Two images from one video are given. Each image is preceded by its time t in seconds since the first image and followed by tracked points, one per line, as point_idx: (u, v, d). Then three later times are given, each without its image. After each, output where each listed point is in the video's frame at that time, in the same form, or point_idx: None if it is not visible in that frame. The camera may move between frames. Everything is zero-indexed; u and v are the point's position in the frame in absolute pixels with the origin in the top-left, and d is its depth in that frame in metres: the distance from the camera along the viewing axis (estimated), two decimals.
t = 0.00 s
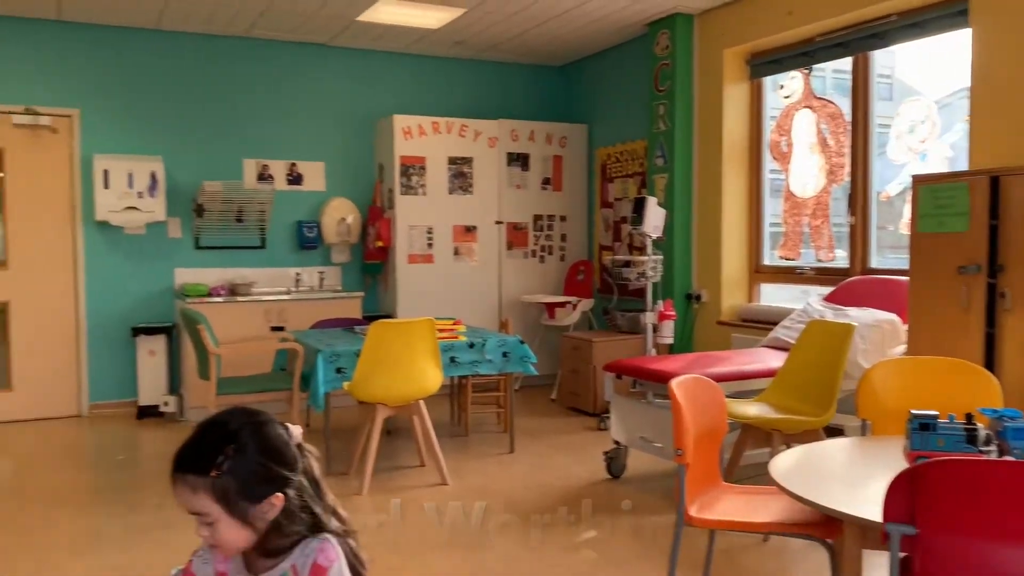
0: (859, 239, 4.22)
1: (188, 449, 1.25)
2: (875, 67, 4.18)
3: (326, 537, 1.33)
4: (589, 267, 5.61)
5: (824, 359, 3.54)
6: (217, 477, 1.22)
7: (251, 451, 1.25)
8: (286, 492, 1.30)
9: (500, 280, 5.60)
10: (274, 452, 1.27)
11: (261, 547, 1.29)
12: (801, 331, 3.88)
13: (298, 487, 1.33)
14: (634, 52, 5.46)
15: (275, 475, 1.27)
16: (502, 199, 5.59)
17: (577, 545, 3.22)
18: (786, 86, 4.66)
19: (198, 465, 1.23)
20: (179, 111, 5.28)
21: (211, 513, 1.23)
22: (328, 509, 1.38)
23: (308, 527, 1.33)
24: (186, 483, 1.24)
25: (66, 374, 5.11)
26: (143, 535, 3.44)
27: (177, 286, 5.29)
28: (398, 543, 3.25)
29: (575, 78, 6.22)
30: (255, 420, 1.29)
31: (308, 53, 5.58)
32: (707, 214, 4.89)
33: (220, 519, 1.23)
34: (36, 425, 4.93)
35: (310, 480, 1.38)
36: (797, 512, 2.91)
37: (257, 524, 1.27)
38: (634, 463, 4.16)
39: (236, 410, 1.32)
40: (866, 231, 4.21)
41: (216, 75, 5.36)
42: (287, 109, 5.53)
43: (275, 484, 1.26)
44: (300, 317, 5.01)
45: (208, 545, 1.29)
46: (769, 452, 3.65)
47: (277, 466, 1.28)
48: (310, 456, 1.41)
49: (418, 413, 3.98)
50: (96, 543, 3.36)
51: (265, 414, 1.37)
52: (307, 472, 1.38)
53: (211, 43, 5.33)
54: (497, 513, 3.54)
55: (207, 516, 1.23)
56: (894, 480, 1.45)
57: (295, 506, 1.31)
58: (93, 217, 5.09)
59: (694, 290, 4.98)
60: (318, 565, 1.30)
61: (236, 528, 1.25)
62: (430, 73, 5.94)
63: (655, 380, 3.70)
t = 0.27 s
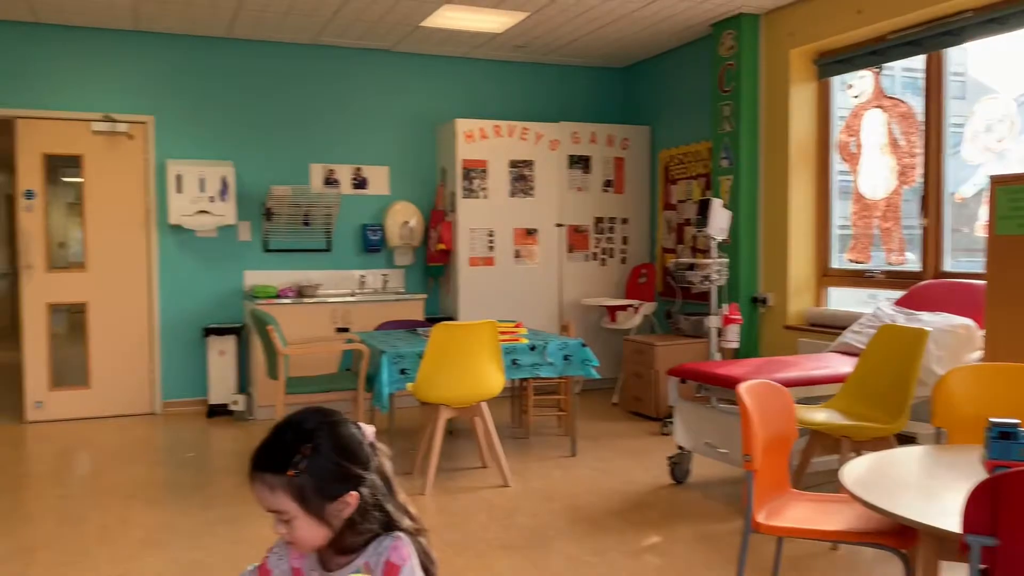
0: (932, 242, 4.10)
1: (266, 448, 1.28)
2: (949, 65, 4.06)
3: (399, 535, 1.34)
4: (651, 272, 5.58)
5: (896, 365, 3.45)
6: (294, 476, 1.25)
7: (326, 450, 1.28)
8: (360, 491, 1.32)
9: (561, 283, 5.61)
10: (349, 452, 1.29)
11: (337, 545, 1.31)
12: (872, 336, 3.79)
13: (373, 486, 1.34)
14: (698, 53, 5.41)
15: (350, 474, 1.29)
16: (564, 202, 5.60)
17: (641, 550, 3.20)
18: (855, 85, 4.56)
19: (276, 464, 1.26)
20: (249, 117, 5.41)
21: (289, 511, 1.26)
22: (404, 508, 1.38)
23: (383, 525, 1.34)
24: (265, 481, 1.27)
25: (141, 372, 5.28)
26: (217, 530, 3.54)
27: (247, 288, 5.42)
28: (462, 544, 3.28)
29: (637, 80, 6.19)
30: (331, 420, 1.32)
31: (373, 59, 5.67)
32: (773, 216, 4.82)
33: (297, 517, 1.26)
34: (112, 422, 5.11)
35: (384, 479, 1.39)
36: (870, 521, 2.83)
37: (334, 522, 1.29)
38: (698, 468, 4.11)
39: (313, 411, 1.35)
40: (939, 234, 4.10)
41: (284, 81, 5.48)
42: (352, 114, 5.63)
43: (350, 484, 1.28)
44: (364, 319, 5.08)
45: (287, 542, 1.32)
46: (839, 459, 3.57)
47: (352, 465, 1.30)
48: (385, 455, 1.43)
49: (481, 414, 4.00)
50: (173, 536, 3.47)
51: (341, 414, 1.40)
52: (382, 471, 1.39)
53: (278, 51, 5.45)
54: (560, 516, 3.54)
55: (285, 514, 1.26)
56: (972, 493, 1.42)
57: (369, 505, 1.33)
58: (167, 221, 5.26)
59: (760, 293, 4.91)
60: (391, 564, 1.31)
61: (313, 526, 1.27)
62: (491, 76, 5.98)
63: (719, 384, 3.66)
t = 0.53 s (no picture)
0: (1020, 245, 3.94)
1: (346, 444, 1.30)
2: None
3: (476, 533, 1.36)
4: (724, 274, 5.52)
5: (981, 371, 3.33)
6: (375, 472, 1.27)
7: (405, 447, 1.30)
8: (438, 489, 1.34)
9: (631, 285, 5.58)
10: (427, 449, 1.32)
11: (415, 542, 1.33)
12: (956, 341, 3.66)
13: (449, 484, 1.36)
14: (772, 52, 5.32)
15: (429, 471, 1.31)
16: (634, 204, 5.57)
17: (713, 556, 3.15)
18: (938, 83, 4.42)
19: (357, 460, 1.28)
20: (325, 121, 5.54)
21: (369, 507, 1.28)
22: (477, 507, 1.40)
23: (459, 523, 1.36)
24: (344, 477, 1.29)
25: (220, 370, 5.45)
26: (293, 525, 3.63)
27: (321, 289, 5.55)
28: (532, 545, 3.29)
29: (710, 80, 6.11)
30: (409, 418, 1.34)
31: (445, 62, 5.74)
32: (850, 217, 4.71)
33: (377, 513, 1.28)
34: (193, 418, 5.29)
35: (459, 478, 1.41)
36: (955, 533, 2.74)
37: (412, 519, 1.31)
38: (771, 475, 4.04)
39: (390, 408, 1.37)
40: None
41: (359, 86, 5.59)
42: (423, 117, 5.71)
43: (429, 480, 1.30)
44: (434, 320, 5.15)
45: (364, 538, 1.33)
46: (921, 469, 3.46)
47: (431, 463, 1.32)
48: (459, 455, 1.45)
49: (550, 416, 4.00)
50: (251, 530, 3.57)
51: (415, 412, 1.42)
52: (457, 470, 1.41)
53: (352, 56, 5.57)
54: (631, 520, 3.52)
55: (365, 510, 1.28)
56: None
57: (446, 503, 1.35)
58: (245, 224, 5.42)
59: (837, 297, 4.80)
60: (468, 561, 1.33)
61: (392, 522, 1.29)
62: (561, 79, 5.99)
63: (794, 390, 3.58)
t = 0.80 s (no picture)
0: None
1: (424, 441, 1.31)
2: None
3: (551, 531, 1.37)
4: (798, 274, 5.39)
5: None
6: (453, 469, 1.28)
7: (481, 444, 1.31)
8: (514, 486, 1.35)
9: (701, 285, 5.52)
10: (503, 447, 1.33)
11: (491, 538, 1.35)
12: None
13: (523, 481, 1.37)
14: (849, 47, 5.20)
15: (505, 468, 1.32)
16: (705, 203, 5.51)
17: (789, 561, 3.10)
18: None
19: (435, 457, 1.29)
20: (396, 123, 5.63)
21: (447, 503, 1.29)
22: (551, 505, 1.41)
23: (534, 520, 1.37)
24: (422, 473, 1.30)
25: (294, 368, 5.59)
26: (367, 520, 3.70)
27: (393, 289, 5.65)
28: (602, 546, 3.28)
29: (783, 76, 6.01)
30: (485, 416, 1.36)
31: (515, 63, 5.78)
32: (932, 216, 4.57)
33: (455, 509, 1.29)
34: (269, 414, 5.44)
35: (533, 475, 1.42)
36: None
37: (489, 515, 1.32)
38: (848, 481, 3.94)
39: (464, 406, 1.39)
40: None
41: (430, 89, 5.67)
42: (492, 119, 5.76)
43: (505, 478, 1.32)
44: (503, 320, 5.18)
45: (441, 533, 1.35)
46: (1009, 476, 3.33)
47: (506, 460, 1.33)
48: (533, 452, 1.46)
49: (620, 417, 3.99)
50: (326, 525, 3.66)
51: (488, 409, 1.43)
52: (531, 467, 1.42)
53: (423, 59, 5.65)
54: (702, 523, 3.49)
55: (443, 506, 1.29)
56: None
57: (521, 500, 1.36)
58: (319, 226, 5.55)
59: (917, 298, 4.66)
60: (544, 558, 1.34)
61: (469, 518, 1.31)
62: (630, 78, 5.96)
63: (872, 393, 3.48)
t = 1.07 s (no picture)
0: None
1: (510, 435, 1.33)
2: None
3: (635, 528, 1.36)
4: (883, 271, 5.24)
5: None
6: (538, 464, 1.29)
7: (566, 440, 1.32)
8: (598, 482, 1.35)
9: (780, 282, 5.42)
10: (587, 443, 1.33)
11: (575, 533, 1.36)
12: None
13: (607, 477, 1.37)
14: (937, 37, 5.03)
15: (589, 465, 1.32)
16: (785, 199, 5.40)
17: (875, 565, 3.02)
18: None
19: (520, 452, 1.30)
20: (472, 123, 5.69)
21: (532, 498, 1.30)
22: (635, 502, 1.41)
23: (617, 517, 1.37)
24: (507, 467, 1.32)
25: (372, 365, 5.70)
26: (445, 515, 3.76)
27: (468, 287, 5.71)
28: (681, 545, 3.26)
29: (867, 68, 5.84)
30: (569, 412, 1.36)
31: (590, 61, 5.77)
32: None
33: (540, 503, 1.30)
34: (348, 410, 5.57)
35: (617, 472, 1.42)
36: None
37: (574, 511, 1.33)
38: (937, 485, 3.82)
39: (548, 401, 1.40)
40: None
41: (505, 88, 5.71)
42: (566, 117, 5.76)
43: (589, 474, 1.32)
44: (578, 318, 5.18)
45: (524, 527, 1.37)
46: None
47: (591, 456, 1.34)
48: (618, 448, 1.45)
49: (698, 416, 3.94)
50: (405, 518, 3.73)
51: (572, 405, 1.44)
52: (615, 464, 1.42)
53: (498, 58, 5.69)
54: (783, 525, 3.43)
55: (528, 500, 1.31)
56: None
57: (606, 496, 1.36)
58: (396, 225, 5.65)
59: (1010, 295, 4.48)
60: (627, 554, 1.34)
61: (554, 514, 1.32)
62: (706, 73, 5.89)
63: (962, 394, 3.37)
